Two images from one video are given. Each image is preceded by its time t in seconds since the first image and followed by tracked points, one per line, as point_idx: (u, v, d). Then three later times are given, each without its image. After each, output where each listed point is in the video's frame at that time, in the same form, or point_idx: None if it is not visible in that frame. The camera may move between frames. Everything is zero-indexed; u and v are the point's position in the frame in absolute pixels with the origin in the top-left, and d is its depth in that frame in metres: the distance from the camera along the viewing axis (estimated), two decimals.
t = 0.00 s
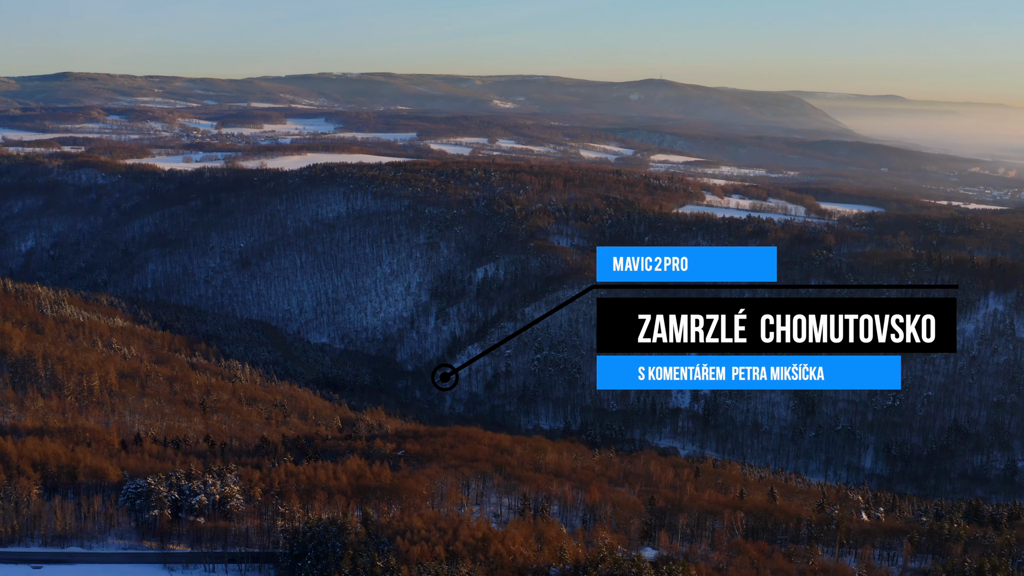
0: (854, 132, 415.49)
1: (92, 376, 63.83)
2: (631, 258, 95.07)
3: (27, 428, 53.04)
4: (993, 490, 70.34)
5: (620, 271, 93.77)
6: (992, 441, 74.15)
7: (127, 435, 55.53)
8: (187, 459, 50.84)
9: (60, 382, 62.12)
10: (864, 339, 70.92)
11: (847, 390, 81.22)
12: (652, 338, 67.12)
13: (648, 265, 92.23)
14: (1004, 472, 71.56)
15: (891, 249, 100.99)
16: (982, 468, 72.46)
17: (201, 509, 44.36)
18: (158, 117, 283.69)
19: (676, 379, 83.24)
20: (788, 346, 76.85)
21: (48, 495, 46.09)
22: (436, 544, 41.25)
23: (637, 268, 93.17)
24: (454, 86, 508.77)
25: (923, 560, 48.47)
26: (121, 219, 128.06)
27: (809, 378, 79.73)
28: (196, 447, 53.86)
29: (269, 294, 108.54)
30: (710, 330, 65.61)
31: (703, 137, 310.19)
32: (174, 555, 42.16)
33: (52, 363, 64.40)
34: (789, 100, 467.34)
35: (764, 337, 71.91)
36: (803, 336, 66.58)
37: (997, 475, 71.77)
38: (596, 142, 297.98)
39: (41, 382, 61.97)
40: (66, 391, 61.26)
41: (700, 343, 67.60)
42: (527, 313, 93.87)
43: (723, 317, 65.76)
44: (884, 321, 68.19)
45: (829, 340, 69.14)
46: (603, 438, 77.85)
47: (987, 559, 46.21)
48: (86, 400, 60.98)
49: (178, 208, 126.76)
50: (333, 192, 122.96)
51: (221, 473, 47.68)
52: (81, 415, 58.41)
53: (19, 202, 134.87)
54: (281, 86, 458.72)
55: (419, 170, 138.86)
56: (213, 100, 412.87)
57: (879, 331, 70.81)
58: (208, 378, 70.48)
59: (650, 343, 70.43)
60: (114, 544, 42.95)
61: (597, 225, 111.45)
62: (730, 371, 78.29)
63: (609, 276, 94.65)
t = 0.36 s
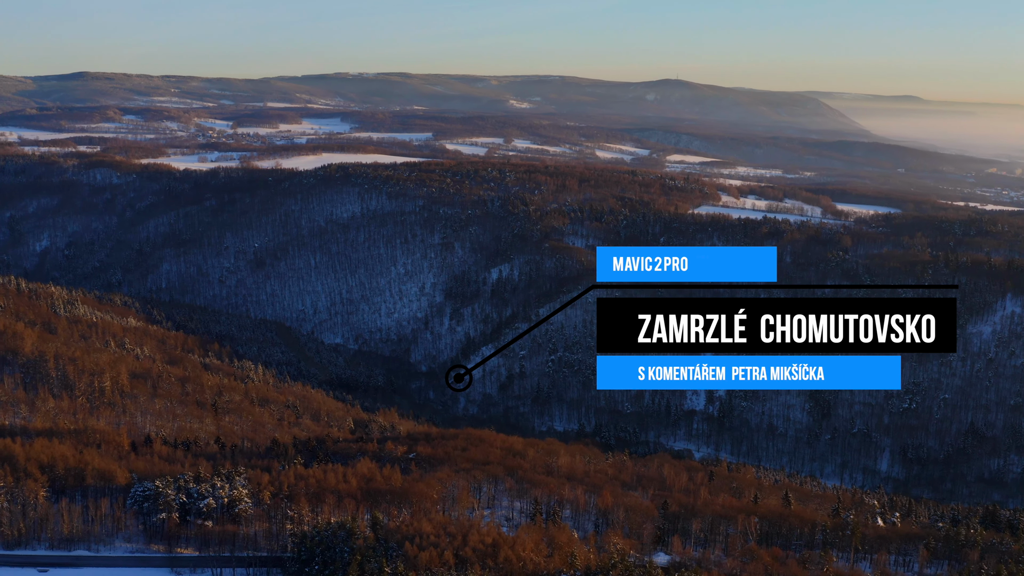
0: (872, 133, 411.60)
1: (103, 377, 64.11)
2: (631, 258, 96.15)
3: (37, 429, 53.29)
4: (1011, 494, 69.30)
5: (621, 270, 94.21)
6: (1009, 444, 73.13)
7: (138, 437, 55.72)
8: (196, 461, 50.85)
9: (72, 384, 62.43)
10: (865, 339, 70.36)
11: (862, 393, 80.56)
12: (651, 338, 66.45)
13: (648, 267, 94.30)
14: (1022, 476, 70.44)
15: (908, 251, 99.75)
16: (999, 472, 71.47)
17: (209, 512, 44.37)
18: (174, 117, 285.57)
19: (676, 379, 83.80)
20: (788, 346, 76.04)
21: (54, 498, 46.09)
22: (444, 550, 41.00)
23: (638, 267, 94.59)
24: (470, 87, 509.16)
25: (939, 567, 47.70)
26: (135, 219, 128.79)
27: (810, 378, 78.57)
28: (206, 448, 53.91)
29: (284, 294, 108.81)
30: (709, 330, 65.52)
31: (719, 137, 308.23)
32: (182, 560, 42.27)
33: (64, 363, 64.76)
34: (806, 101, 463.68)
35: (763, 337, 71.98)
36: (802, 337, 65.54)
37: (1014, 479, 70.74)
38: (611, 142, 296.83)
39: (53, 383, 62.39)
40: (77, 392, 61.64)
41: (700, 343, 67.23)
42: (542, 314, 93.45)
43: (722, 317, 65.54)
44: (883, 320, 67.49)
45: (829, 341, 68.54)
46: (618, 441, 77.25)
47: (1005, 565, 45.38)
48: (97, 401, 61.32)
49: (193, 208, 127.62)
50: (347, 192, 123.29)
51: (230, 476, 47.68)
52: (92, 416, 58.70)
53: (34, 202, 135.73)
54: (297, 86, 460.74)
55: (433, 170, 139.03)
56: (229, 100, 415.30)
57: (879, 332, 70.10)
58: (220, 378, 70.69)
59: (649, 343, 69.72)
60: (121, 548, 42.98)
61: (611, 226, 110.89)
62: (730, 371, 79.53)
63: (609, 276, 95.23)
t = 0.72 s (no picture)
0: (890, 133, 407.19)
1: (115, 377, 64.42)
2: (630, 259, 97.05)
3: (47, 430, 53.26)
4: None
5: (621, 271, 95.51)
6: None
7: (149, 438, 55.88)
8: (206, 463, 50.87)
9: (84, 385, 62.70)
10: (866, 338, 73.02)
11: (878, 396, 80.19)
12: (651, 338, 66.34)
13: (648, 267, 95.16)
14: None
15: (925, 252, 98.39)
16: (1017, 476, 70.63)
17: (217, 515, 44.21)
18: (192, 117, 287.60)
19: (676, 380, 83.82)
20: (789, 346, 77.97)
21: (62, 501, 45.96)
22: (454, 556, 40.73)
23: (637, 267, 95.80)
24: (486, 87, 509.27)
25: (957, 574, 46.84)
26: (150, 219, 129.65)
27: (809, 378, 80.27)
28: (216, 450, 54.00)
29: (298, 295, 109.09)
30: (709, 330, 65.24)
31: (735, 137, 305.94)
32: (190, 563, 42.10)
33: (76, 364, 65.03)
34: (823, 101, 459.92)
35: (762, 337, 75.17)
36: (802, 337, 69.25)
37: None
38: (627, 143, 295.45)
39: (65, 384, 62.70)
40: (89, 393, 61.89)
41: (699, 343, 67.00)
42: (556, 315, 93.23)
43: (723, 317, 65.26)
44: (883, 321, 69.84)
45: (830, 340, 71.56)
46: (632, 443, 77.08)
47: None
48: (109, 402, 61.58)
49: (208, 207, 128.43)
50: (362, 192, 123.61)
51: (239, 479, 47.57)
52: (104, 417, 58.91)
53: (50, 201, 136.87)
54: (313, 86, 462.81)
55: (448, 170, 139.05)
56: (246, 100, 417.93)
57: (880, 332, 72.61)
58: (233, 379, 71.01)
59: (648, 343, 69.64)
60: (129, 551, 42.74)
61: (627, 227, 110.15)
62: (731, 371, 81.12)
63: (609, 276, 96.07)
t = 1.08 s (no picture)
0: (908, 133, 402.98)
1: (126, 378, 64.49)
2: (630, 259, 96.76)
3: (56, 432, 52.98)
4: None
5: (621, 270, 95.41)
6: None
7: (159, 440, 55.94)
8: (215, 466, 50.77)
9: (95, 386, 62.76)
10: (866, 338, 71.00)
11: (895, 399, 79.74)
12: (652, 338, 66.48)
13: (648, 266, 94.61)
14: None
15: (942, 253, 97.04)
16: None
17: (225, 519, 44.02)
18: (209, 117, 289.76)
19: (676, 378, 83.25)
20: (788, 346, 77.67)
21: (68, 503, 45.58)
22: (462, 562, 40.47)
23: (637, 267, 95.35)
24: (501, 87, 509.43)
25: None
26: (165, 219, 130.52)
27: (810, 379, 79.80)
28: (226, 453, 53.97)
29: (312, 295, 109.39)
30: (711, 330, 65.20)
31: (752, 138, 303.77)
32: (197, 567, 41.78)
33: (87, 365, 65.16)
34: (840, 101, 455.98)
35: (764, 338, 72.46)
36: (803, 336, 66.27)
37: None
38: (642, 143, 294.22)
39: (76, 384, 62.81)
40: (100, 394, 62.00)
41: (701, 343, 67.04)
42: (571, 316, 93.18)
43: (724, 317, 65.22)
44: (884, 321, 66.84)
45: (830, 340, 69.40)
46: (646, 446, 76.88)
47: None
48: (120, 403, 61.71)
49: (223, 207, 129.11)
50: (377, 192, 123.88)
51: (248, 483, 47.38)
52: (114, 418, 59.01)
53: (65, 201, 137.99)
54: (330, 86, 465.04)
55: (463, 170, 139.07)
56: (262, 100, 420.49)
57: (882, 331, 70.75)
58: (245, 381, 71.31)
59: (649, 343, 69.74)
60: (135, 555, 42.39)
61: (643, 227, 109.47)
62: (731, 370, 80.63)
63: (610, 276, 96.61)
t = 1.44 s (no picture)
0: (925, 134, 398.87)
1: (136, 379, 64.63)
2: (631, 259, 96.91)
3: (64, 433, 53.05)
4: None
5: (620, 271, 95.59)
6: None
7: (167, 442, 55.98)
8: (223, 468, 50.75)
9: (105, 386, 62.96)
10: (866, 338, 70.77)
11: (909, 401, 79.26)
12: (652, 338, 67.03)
13: (648, 266, 94.35)
14: None
15: (957, 255, 95.83)
16: None
17: (231, 523, 43.60)
18: (223, 117, 291.40)
19: (676, 379, 83.81)
20: (790, 346, 77.86)
21: (75, 506, 45.57)
22: (470, 567, 40.19)
23: (637, 267, 95.01)
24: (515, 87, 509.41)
25: None
26: (178, 219, 131.32)
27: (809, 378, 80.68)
28: (234, 455, 53.94)
29: (325, 295, 109.58)
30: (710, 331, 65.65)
31: (767, 138, 301.55)
32: (203, 570, 41.64)
33: (96, 366, 65.35)
34: (856, 101, 452.19)
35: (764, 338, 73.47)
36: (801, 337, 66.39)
37: None
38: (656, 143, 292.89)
39: (86, 386, 63.02)
40: (109, 395, 62.07)
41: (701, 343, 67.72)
42: (583, 316, 93.04)
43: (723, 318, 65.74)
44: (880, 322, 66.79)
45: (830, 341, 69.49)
46: (658, 448, 76.49)
47: None
48: (130, 404, 61.93)
49: (236, 207, 129.72)
50: (390, 192, 124.07)
51: (255, 486, 47.14)
52: (124, 419, 59.21)
53: (78, 201, 138.97)
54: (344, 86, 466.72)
55: (475, 171, 139.04)
56: (277, 100, 422.74)
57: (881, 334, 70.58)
58: (255, 382, 71.45)
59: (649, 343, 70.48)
60: (141, 559, 42.25)
61: (656, 228, 108.78)
62: (730, 370, 80.57)
63: (609, 276, 96.88)
